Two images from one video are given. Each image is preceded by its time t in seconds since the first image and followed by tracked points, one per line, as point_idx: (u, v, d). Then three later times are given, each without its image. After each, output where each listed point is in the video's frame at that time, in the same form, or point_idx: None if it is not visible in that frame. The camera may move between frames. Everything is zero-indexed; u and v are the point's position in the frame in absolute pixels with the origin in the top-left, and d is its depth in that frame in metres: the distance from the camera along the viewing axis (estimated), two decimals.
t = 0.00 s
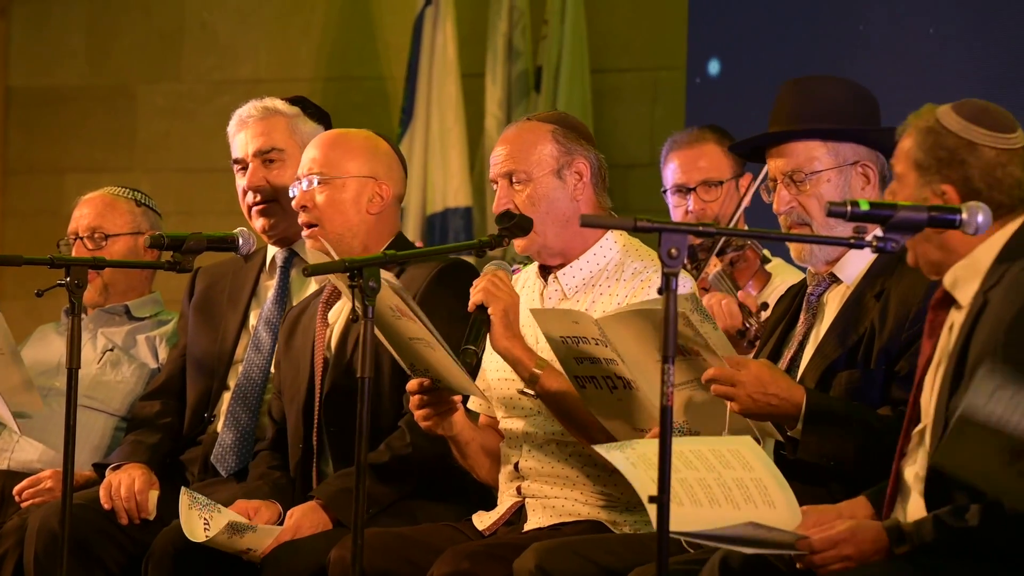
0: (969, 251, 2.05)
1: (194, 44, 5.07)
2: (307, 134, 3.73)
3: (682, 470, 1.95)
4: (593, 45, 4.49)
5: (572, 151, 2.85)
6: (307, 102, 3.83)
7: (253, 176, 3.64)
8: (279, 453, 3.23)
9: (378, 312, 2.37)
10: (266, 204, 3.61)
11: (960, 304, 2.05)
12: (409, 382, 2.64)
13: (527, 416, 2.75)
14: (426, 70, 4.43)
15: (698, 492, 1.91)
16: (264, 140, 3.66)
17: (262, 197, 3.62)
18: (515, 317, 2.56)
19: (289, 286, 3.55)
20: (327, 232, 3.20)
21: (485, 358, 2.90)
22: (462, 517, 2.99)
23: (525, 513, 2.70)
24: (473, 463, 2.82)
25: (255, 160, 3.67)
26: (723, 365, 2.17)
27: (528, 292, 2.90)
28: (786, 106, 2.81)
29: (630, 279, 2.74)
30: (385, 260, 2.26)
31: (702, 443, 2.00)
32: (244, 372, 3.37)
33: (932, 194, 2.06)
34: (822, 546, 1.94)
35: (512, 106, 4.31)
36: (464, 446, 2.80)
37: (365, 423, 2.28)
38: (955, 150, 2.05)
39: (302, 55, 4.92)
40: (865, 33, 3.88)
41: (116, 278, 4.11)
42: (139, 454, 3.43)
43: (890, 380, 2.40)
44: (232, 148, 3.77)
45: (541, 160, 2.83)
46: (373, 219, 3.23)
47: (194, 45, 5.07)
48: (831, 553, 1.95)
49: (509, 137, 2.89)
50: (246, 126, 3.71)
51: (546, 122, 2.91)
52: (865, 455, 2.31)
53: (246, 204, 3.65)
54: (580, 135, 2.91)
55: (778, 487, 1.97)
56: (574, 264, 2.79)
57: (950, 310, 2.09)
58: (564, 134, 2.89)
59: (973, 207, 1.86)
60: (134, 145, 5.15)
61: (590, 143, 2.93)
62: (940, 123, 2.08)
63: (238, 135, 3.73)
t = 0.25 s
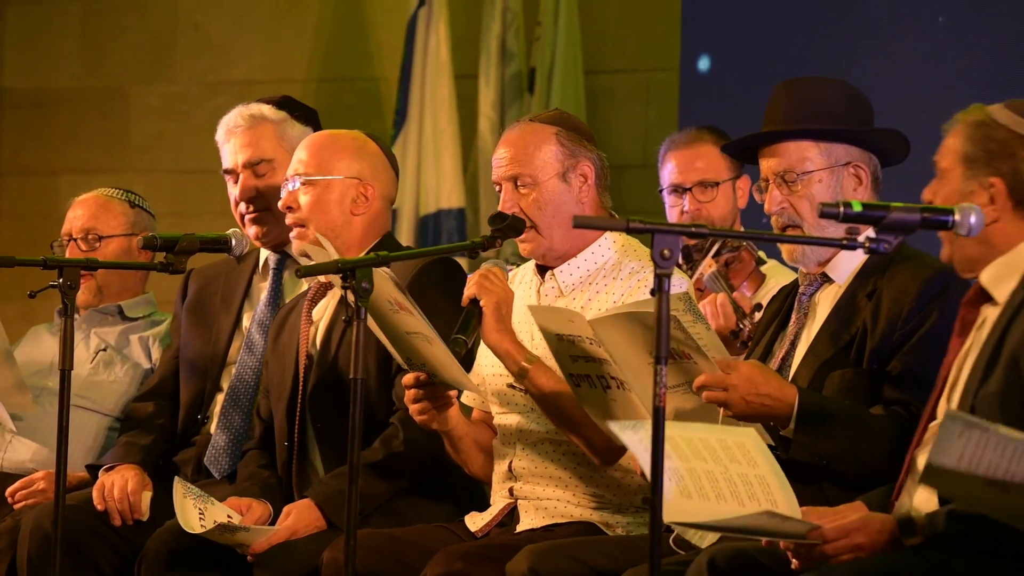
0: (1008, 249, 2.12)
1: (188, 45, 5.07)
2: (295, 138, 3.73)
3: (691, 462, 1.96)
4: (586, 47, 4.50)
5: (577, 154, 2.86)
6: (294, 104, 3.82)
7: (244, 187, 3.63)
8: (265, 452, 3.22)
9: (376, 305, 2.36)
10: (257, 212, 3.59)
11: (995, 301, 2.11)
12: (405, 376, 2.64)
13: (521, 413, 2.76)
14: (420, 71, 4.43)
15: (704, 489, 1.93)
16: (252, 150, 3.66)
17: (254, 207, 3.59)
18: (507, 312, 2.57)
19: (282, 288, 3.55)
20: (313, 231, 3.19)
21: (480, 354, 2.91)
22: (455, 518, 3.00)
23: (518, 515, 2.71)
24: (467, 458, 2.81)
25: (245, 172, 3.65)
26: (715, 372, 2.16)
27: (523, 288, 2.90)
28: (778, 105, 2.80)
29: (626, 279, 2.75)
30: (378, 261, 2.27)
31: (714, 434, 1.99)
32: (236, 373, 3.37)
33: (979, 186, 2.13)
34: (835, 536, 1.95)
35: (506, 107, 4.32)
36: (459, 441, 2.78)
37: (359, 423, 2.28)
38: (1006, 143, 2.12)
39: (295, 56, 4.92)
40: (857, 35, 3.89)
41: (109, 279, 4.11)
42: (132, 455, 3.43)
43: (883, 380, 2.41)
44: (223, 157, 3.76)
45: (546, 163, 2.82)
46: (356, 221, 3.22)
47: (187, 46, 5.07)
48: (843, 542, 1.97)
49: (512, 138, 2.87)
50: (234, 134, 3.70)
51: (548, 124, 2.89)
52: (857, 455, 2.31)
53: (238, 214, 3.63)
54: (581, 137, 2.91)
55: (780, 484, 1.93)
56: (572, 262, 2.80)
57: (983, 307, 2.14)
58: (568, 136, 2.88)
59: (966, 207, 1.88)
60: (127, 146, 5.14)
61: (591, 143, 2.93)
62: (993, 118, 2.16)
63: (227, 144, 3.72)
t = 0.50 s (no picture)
0: None
1: (179, 46, 5.06)
2: (281, 143, 3.72)
3: (689, 468, 1.96)
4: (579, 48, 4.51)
5: (577, 156, 2.86)
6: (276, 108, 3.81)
7: (233, 196, 3.61)
8: (256, 453, 3.22)
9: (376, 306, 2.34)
10: (248, 221, 3.57)
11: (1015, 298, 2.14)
12: (401, 374, 2.63)
13: (515, 412, 2.77)
14: (412, 72, 4.43)
15: (704, 492, 1.94)
16: (239, 161, 3.65)
17: (245, 216, 3.57)
18: (504, 305, 2.59)
19: (274, 290, 3.56)
20: (296, 231, 3.19)
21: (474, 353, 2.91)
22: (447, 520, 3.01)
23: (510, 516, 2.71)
24: (460, 456, 2.81)
25: (232, 181, 3.63)
26: (705, 364, 2.16)
27: (520, 288, 2.90)
28: (771, 106, 2.81)
29: (624, 280, 2.75)
30: (370, 262, 2.27)
31: (711, 437, 1.97)
32: (228, 376, 3.37)
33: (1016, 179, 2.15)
34: (820, 546, 1.99)
35: (498, 109, 4.32)
36: (453, 439, 2.79)
37: (351, 423, 2.29)
38: None
39: (287, 57, 4.92)
40: (849, 36, 3.90)
41: (102, 280, 4.10)
42: (124, 457, 3.43)
43: (874, 381, 2.42)
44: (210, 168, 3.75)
45: (546, 165, 2.82)
46: (341, 220, 3.22)
47: (179, 47, 5.06)
48: (829, 554, 2.00)
49: (511, 139, 2.88)
50: (219, 145, 3.68)
51: (547, 125, 2.89)
52: (848, 454, 2.32)
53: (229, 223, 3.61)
54: (581, 138, 2.91)
55: (782, 484, 1.97)
56: (569, 263, 2.80)
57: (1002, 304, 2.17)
58: (568, 137, 2.88)
59: (959, 209, 1.88)
60: (118, 146, 5.14)
61: (590, 143, 2.94)
62: None
63: (212, 154, 3.70)
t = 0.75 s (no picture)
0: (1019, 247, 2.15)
1: (175, 45, 5.06)
2: (275, 144, 3.71)
3: (672, 492, 2.00)
4: (574, 48, 4.51)
5: (574, 157, 2.86)
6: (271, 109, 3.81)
7: (228, 198, 3.61)
8: (255, 453, 3.23)
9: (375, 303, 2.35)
10: (242, 223, 3.56)
11: (1000, 300, 2.15)
12: (400, 373, 2.63)
13: (512, 412, 2.76)
14: (407, 73, 4.43)
15: (687, 508, 1.95)
16: (233, 162, 3.63)
17: (240, 217, 3.58)
18: (504, 303, 2.62)
19: (269, 290, 3.55)
20: (294, 231, 3.19)
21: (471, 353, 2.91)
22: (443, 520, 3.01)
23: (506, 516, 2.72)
24: (458, 456, 2.80)
25: (228, 183, 3.63)
26: (705, 356, 2.18)
27: (518, 288, 2.92)
28: (770, 103, 2.82)
29: (621, 281, 2.76)
30: (366, 262, 2.27)
31: (688, 468, 2.06)
32: (224, 376, 3.37)
33: (991, 183, 2.17)
34: (809, 553, 2.01)
35: (493, 108, 4.32)
36: (453, 437, 2.78)
37: (347, 423, 2.29)
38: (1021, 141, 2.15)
39: (282, 57, 4.92)
40: (844, 36, 3.90)
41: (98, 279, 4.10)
42: (120, 457, 3.43)
43: (870, 380, 2.42)
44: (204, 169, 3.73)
45: (542, 168, 2.82)
46: (340, 220, 3.22)
47: (174, 47, 5.06)
48: (819, 558, 2.02)
49: (507, 141, 2.87)
50: (213, 147, 3.67)
51: (543, 127, 2.89)
52: (844, 454, 2.32)
53: (224, 223, 3.61)
54: (577, 139, 2.91)
55: (768, 499, 2.02)
56: (567, 263, 2.80)
57: (988, 307, 2.17)
58: (565, 138, 2.88)
59: (954, 209, 1.91)
60: (114, 147, 5.13)
61: (586, 145, 2.94)
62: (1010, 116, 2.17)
63: (206, 155, 3.69)
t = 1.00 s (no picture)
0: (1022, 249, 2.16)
1: (171, 46, 5.06)
2: (270, 144, 3.70)
3: (674, 485, 1.98)
4: (571, 49, 4.52)
5: (567, 159, 2.86)
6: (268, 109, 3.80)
7: (224, 199, 3.60)
8: (256, 452, 3.23)
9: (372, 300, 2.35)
10: (238, 223, 3.56)
11: (1000, 303, 2.15)
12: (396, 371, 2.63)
13: (508, 413, 2.76)
14: (404, 73, 4.43)
15: (687, 508, 1.96)
16: (229, 162, 3.62)
17: (236, 217, 3.57)
18: (501, 302, 2.61)
19: (265, 290, 3.55)
20: (291, 230, 3.19)
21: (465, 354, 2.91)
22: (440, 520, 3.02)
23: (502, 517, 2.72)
24: (453, 457, 2.81)
25: (223, 182, 3.62)
26: (704, 354, 2.19)
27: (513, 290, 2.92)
28: (767, 104, 2.81)
29: (616, 283, 2.76)
30: (363, 262, 2.26)
31: (696, 453, 2.03)
32: (220, 376, 3.36)
33: (991, 187, 2.17)
34: (810, 553, 2.00)
35: (490, 109, 4.33)
36: (448, 437, 2.80)
37: (343, 423, 2.29)
38: (1019, 144, 2.15)
39: (278, 57, 4.92)
40: (840, 36, 3.91)
41: (94, 280, 4.09)
42: (116, 457, 3.42)
43: (867, 381, 2.43)
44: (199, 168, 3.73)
45: (535, 170, 2.82)
46: (340, 220, 3.21)
47: (170, 48, 5.06)
48: (819, 559, 2.01)
49: (500, 143, 2.86)
50: (209, 146, 3.66)
51: (536, 128, 2.88)
52: (840, 455, 2.33)
53: (220, 223, 3.60)
54: (570, 141, 2.91)
55: (768, 498, 2.02)
56: (561, 264, 2.81)
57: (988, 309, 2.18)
58: (557, 140, 2.88)
59: (950, 210, 1.90)
60: (110, 147, 5.13)
61: (579, 147, 2.94)
62: (1008, 120, 2.18)
63: (202, 155, 3.68)
